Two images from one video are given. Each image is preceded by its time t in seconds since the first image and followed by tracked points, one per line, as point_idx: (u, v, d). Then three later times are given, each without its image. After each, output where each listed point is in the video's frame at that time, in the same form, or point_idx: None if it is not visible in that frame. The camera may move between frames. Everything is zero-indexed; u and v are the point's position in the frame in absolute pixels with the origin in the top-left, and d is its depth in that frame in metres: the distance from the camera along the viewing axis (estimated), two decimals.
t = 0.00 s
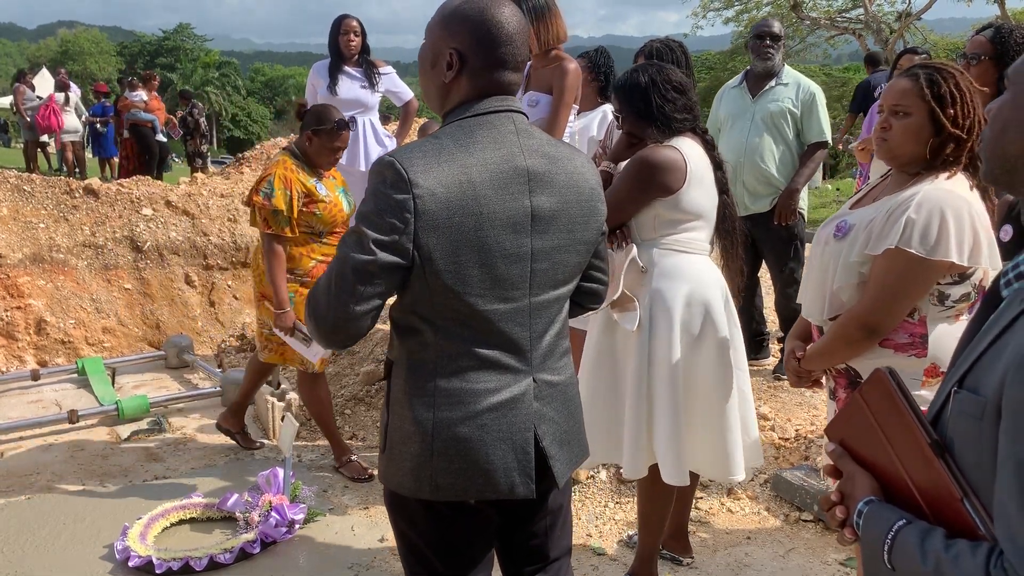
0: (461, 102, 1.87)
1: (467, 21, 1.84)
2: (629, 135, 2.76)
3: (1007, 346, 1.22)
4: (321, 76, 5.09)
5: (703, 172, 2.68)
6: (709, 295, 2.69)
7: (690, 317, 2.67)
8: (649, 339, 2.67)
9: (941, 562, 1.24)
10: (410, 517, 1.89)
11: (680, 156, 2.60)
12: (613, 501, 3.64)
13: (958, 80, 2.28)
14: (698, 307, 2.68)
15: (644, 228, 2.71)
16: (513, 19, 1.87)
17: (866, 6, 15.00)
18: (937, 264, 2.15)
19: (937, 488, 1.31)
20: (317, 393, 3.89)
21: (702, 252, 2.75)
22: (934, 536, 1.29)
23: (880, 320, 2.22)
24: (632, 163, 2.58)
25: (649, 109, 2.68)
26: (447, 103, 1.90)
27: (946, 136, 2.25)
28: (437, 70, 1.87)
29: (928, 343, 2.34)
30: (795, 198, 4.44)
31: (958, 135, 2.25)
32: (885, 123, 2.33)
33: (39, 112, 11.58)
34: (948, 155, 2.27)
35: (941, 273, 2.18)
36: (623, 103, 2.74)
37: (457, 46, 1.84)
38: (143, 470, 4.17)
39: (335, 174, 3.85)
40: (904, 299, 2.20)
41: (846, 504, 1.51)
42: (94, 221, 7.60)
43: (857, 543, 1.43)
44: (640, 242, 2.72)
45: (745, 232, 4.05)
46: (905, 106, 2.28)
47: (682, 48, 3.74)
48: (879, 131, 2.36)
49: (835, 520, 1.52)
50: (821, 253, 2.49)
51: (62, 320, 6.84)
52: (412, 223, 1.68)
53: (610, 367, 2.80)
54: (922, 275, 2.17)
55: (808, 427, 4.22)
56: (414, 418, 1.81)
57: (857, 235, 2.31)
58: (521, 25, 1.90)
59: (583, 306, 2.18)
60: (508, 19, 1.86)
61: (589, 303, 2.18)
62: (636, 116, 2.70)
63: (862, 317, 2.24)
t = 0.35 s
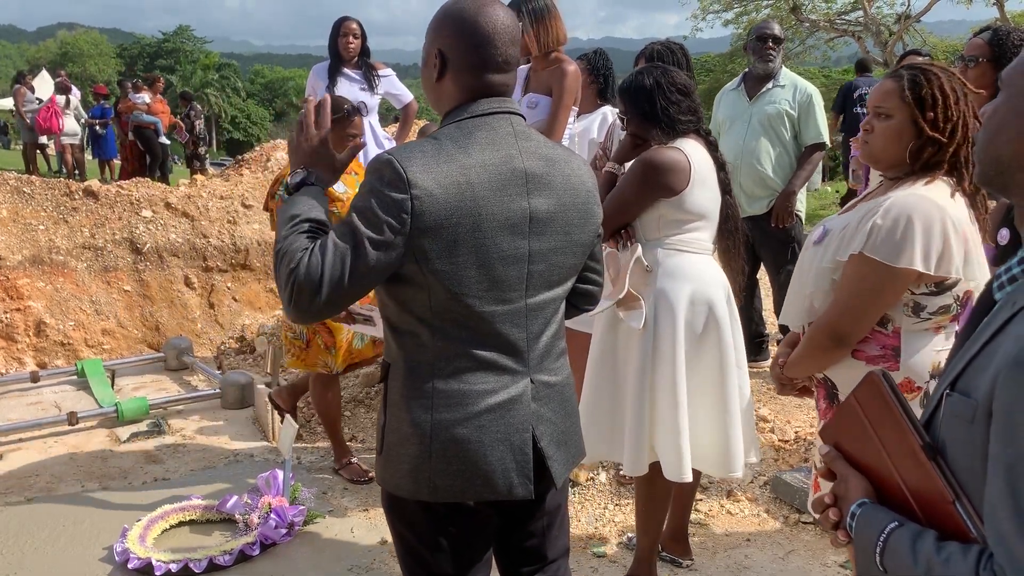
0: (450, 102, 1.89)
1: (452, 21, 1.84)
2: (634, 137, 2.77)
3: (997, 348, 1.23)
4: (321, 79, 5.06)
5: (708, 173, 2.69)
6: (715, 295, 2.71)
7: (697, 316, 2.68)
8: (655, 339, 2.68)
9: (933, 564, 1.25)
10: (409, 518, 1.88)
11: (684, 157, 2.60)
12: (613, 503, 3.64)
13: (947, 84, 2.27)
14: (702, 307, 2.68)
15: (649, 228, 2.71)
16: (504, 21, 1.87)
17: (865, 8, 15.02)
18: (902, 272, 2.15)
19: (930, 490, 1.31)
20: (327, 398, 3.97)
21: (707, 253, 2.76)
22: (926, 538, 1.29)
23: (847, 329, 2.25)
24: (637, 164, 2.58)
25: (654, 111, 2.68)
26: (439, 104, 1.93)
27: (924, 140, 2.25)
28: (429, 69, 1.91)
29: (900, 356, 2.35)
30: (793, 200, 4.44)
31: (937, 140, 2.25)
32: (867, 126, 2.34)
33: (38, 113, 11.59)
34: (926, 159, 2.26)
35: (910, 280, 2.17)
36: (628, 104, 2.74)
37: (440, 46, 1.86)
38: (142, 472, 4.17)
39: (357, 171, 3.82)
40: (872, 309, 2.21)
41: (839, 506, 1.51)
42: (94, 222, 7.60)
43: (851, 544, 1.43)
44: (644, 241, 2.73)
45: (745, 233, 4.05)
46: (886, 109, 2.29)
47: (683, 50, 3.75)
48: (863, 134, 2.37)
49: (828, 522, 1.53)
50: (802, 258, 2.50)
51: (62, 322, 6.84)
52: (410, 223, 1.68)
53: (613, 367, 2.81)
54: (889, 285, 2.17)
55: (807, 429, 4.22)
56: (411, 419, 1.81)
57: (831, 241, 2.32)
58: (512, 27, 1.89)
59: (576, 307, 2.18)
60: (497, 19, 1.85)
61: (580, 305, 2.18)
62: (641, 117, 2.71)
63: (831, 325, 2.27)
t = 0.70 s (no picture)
0: (453, 104, 1.89)
1: (454, 24, 1.85)
2: (635, 138, 2.77)
3: (980, 349, 1.23)
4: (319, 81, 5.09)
5: (710, 174, 2.70)
6: (715, 295, 2.71)
7: (698, 316, 2.69)
8: (656, 338, 2.68)
9: (917, 564, 1.25)
10: (406, 518, 1.89)
11: (687, 159, 2.60)
12: (612, 505, 3.63)
13: (928, 89, 2.25)
14: (704, 305, 2.69)
15: (652, 227, 2.70)
16: (504, 24, 1.88)
17: (865, 10, 15.04)
18: (858, 284, 2.15)
19: (914, 490, 1.31)
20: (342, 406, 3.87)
21: (707, 253, 2.77)
22: (911, 539, 1.30)
23: (813, 336, 2.28)
24: (641, 165, 2.58)
25: (656, 112, 2.69)
26: (442, 106, 1.92)
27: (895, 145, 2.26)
28: (430, 72, 1.90)
29: (869, 362, 2.35)
30: (792, 202, 4.45)
31: (908, 144, 2.25)
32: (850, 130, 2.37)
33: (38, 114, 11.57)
34: (896, 163, 2.28)
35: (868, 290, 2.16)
36: (630, 106, 2.74)
37: (446, 48, 1.85)
38: (141, 473, 4.17)
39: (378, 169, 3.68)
40: (834, 319, 2.23)
41: (827, 507, 1.51)
42: (94, 224, 7.59)
43: (839, 544, 1.44)
44: (648, 241, 2.73)
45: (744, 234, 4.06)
46: (864, 113, 2.31)
47: (683, 52, 3.75)
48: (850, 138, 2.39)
49: (816, 522, 1.52)
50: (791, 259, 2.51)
51: (61, 324, 6.84)
52: (403, 224, 1.68)
53: (611, 368, 2.80)
54: (851, 295, 2.17)
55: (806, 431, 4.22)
56: (406, 420, 1.82)
57: (808, 245, 2.34)
58: (512, 27, 1.90)
59: (575, 311, 2.19)
60: (498, 23, 1.86)
61: (582, 311, 2.19)
62: (644, 119, 2.71)
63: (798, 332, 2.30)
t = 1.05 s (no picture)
0: (460, 103, 1.88)
1: (466, 25, 1.85)
2: (635, 139, 2.76)
3: (970, 348, 1.23)
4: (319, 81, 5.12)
5: (710, 176, 2.71)
6: (717, 297, 2.73)
7: (700, 316, 2.71)
8: (661, 337, 2.68)
9: (906, 563, 1.26)
10: (409, 515, 1.88)
11: (689, 161, 2.60)
12: (612, 506, 3.63)
13: (913, 90, 2.25)
14: (707, 306, 2.71)
15: (654, 230, 2.70)
16: (513, 27, 1.88)
17: (865, 11, 15.06)
18: (843, 288, 2.16)
19: (904, 490, 1.31)
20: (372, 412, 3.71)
21: (707, 253, 2.78)
22: (901, 538, 1.30)
23: (806, 335, 2.30)
24: (643, 167, 2.59)
25: (659, 114, 2.69)
26: (447, 105, 1.91)
27: (882, 146, 2.27)
28: (438, 70, 1.89)
29: (861, 364, 2.35)
30: (791, 204, 4.45)
31: (892, 144, 2.25)
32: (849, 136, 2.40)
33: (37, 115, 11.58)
34: (882, 164, 2.28)
35: (856, 294, 2.17)
36: (631, 108, 2.74)
37: (457, 47, 1.85)
38: (141, 474, 4.17)
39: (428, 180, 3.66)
40: (826, 319, 2.24)
41: (821, 507, 1.51)
42: (94, 225, 7.59)
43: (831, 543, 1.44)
44: (650, 244, 2.72)
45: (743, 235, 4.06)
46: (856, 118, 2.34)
47: (682, 53, 3.76)
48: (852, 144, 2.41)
49: (810, 522, 1.52)
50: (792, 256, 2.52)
51: (61, 325, 6.84)
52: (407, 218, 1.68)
53: (610, 368, 2.79)
54: (839, 297, 2.18)
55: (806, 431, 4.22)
56: (409, 414, 1.81)
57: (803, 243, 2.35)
58: (520, 31, 1.91)
59: (576, 312, 2.19)
60: (507, 25, 1.87)
61: (581, 310, 2.19)
62: (645, 121, 2.71)
63: (791, 332, 2.32)
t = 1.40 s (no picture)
0: (447, 105, 1.90)
1: (447, 24, 1.86)
2: (631, 140, 2.76)
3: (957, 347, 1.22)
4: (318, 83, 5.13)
5: (709, 176, 2.71)
6: (717, 298, 2.74)
7: (701, 317, 2.71)
8: (661, 341, 2.69)
9: (889, 559, 1.26)
10: (410, 516, 1.88)
11: (687, 161, 2.61)
12: (611, 506, 3.63)
13: (915, 90, 2.26)
14: (708, 307, 2.71)
15: (653, 231, 2.70)
16: (498, 25, 1.88)
17: (865, 11, 15.06)
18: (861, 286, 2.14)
19: (891, 486, 1.32)
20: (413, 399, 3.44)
21: (706, 254, 2.79)
22: (886, 535, 1.30)
23: (816, 335, 2.24)
24: (642, 167, 2.59)
25: (656, 114, 2.69)
26: (438, 108, 1.93)
27: (886, 147, 2.28)
28: (423, 75, 1.92)
29: (871, 362, 2.37)
30: (791, 204, 4.45)
31: (896, 143, 2.26)
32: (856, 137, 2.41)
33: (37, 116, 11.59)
34: (887, 164, 2.28)
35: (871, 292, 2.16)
36: (627, 108, 2.74)
37: (436, 50, 1.87)
38: (140, 475, 4.17)
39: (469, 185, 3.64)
40: (838, 318, 2.21)
41: (811, 503, 1.52)
42: (94, 224, 7.58)
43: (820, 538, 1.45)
44: (648, 244, 2.72)
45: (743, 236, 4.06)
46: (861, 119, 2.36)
47: (681, 53, 3.75)
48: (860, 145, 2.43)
49: (800, 517, 1.53)
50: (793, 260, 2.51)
51: (60, 325, 6.85)
52: (404, 220, 1.68)
53: (612, 370, 2.78)
54: (853, 295, 2.16)
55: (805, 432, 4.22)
56: (409, 417, 1.81)
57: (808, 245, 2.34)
58: (507, 30, 1.91)
59: (577, 312, 2.19)
60: (492, 24, 1.87)
61: (585, 310, 2.19)
62: (642, 121, 2.71)
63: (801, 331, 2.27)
